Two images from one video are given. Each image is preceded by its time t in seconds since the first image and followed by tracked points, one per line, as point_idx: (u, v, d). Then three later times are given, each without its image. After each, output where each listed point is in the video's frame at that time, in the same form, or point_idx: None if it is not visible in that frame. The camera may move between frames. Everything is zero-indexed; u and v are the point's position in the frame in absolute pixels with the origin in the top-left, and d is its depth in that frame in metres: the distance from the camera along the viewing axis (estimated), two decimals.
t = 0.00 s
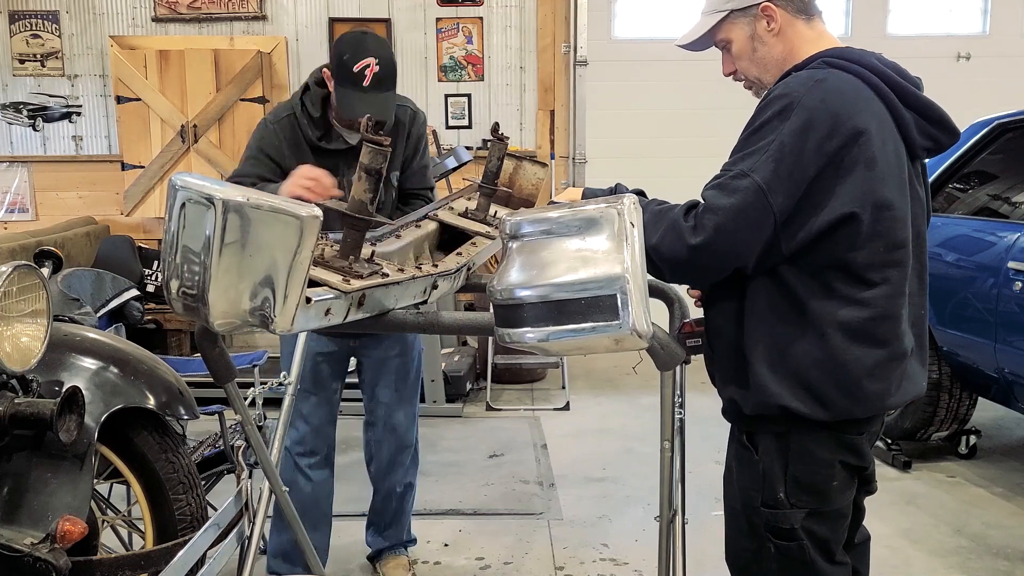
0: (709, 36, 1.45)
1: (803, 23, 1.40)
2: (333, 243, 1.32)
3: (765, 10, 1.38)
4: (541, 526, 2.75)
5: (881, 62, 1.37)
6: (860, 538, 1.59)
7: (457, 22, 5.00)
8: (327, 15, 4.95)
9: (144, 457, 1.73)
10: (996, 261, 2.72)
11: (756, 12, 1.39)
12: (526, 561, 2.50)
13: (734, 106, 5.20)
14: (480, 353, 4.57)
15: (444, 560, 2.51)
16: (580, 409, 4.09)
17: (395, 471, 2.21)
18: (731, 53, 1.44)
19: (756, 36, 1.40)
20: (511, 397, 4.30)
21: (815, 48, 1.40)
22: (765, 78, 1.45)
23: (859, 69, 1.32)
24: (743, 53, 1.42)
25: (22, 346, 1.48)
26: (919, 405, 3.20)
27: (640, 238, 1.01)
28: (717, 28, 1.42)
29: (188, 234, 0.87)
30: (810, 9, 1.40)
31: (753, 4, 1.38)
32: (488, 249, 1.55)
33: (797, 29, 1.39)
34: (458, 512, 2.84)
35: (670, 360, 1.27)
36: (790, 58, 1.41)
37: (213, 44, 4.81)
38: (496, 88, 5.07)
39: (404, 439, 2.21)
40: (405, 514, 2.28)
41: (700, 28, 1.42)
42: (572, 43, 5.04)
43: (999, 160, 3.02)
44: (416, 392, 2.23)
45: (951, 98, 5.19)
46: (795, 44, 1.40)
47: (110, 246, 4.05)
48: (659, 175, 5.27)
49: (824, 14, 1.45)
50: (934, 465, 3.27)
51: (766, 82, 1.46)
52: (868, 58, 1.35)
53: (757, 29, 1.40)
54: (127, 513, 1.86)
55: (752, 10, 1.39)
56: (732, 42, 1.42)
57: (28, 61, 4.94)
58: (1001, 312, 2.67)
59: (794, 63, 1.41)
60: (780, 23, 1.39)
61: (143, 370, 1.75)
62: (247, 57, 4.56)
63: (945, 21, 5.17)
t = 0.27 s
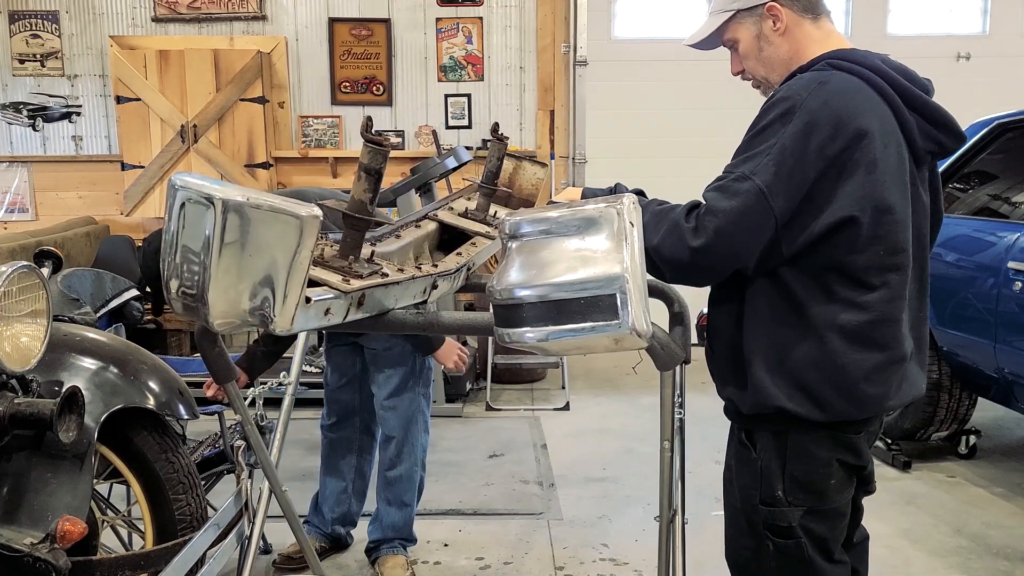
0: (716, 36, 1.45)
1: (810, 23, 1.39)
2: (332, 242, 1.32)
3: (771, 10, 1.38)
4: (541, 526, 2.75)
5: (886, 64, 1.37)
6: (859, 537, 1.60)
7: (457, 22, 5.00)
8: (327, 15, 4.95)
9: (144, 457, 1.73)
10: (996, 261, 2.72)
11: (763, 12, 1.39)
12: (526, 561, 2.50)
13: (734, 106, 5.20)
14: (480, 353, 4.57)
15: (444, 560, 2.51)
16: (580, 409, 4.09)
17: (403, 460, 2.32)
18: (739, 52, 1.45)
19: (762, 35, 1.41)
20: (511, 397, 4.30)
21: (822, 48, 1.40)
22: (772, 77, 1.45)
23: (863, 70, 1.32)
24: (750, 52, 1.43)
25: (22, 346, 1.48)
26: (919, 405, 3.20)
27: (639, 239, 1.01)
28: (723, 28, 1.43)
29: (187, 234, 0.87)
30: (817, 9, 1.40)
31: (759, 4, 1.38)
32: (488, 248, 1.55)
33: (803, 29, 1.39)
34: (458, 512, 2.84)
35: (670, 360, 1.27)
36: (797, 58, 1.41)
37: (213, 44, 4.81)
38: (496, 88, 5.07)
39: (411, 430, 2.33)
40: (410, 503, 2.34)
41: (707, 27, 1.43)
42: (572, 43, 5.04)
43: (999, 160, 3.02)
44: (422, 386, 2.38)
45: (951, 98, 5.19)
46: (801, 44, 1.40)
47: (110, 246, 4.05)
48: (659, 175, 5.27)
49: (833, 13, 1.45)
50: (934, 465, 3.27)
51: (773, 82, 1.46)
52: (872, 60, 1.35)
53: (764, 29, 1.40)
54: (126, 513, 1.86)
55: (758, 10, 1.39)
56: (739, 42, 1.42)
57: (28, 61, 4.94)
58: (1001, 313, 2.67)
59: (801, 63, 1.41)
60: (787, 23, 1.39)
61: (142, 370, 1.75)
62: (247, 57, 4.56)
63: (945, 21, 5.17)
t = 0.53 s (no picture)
0: (715, 37, 1.45)
1: (808, 24, 1.39)
2: (332, 243, 1.32)
3: (769, 10, 1.38)
4: (541, 525, 2.75)
5: (886, 64, 1.37)
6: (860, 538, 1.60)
7: (457, 22, 5.00)
8: (327, 15, 4.95)
9: (145, 457, 1.73)
10: (996, 261, 2.72)
11: (761, 13, 1.39)
12: (526, 561, 2.50)
13: (734, 106, 5.20)
14: (480, 353, 4.57)
15: (444, 560, 2.51)
16: (580, 409, 4.09)
17: (403, 462, 2.32)
18: (738, 53, 1.45)
19: (761, 36, 1.40)
20: (511, 397, 4.30)
21: (820, 48, 1.40)
22: (771, 78, 1.45)
23: (863, 69, 1.32)
24: (749, 53, 1.43)
25: (22, 346, 1.49)
26: (919, 404, 3.20)
27: (639, 239, 1.01)
28: (723, 29, 1.43)
29: (188, 234, 0.87)
30: (815, 9, 1.40)
31: (758, 5, 1.38)
32: (488, 248, 1.55)
33: (802, 29, 1.39)
34: (458, 512, 2.85)
35: (670, 359, 1.27)
36: (796, 58, 1.41)
37: (213, 44, 4.81)
38: (496, 88, 5.07)
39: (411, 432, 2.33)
40: (410, 505, 2.34)
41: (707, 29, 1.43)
42: (572, 43, 5.03)
43: (999, 160, 3.02)
44: (422, 389, 2.38)
45: (951, 98, 5.19)
46: (800, 44, 1.40)
47: (110, 246, 4.06)
48: (659, 175, 5.27)
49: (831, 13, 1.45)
50: (934, 465, 3.26)
51: (772, 82, 1.46)
52: (872, 58, 1.35)
53: (763, 30, 1.40)
54: (127, 513, 1.86)
55: (757, 11, 1.39)
56: (738, 42, 1.42)
57: (28, 61, 4.94)
58: (1001, 313, 2.67)
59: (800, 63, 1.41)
60: (785, 23, 1.39)
61: (142, 370, 1.76)
62: (247, 57, 4.56)
63: (945, 21, 5.17)
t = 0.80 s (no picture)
0: (721, 35, 1.45)
1: (815, 24, 1.39)
2: (332, 243, 1.32)
3: (775, 8, 1.38)
4: (541, 526, 2.75)
5: (888, 64, 1.37)
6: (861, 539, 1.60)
7: (457, 22, 5.00)
8: (327, 15, 4.95)
9: (144, 457, 1.73)
10: (996, 261, 2.72)
11: (767, 11, 1.39)
12: (526, 561, 2.50)
13: (734, 106, 5.20)
14: (480, 353, 4.57)
15: (444, 560, 2.51)
16: (580, 409, 4.09)
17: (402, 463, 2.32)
18: (743, 51, 1.45)
19: (767, 35, 1.41)
20: (511, 397, 4.30)
21: (826, 48, 1.40)
22: (776, 77, 1.45)
23: (864, 69, 1.32)
24: (754, 51, 1.43)
25: (22, 346, 1.49)
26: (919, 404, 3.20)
27: (639, 240, 1.01)
28: (729, 27, 1.43)
29: (187, 234, 0.87)
30: (822, 9, 1.40)
31: (764, 3, 1.38)
32: (488, 249, 1.55)
33: (808, 28, 1.39)
34: (458, 512, 2.85)
35: (669, 359, 1.27)
36: (802, 57, 1.40)
37: (213, 44, 4.81)
38: (496, 88, 5.07)
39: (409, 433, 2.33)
40: (410, 505, 2.34)
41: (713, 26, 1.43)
42: (572, 43, 5.03)
43: (999, 160, 3.02)
44: (420, 391, 2.38)
45: (951, 98, 5.19)
46: (806, 43, 1.40)
47: (110, 246, 4.06)
48: (659, 175, 5.27)
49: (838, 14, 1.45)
50: (934, 465, 3.26)
51: (778, 81, 1.46)
52: (874, 58, 1.35)
53: (768, 28, 1.40)
54: (127, 513, 1.86)
55: (763, 9, 1.39)
56: (743, 41, 1.43)
57: (28, 61, 4.94)
58: (1000, 312, 2.67)
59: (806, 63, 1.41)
60: (791, 22, 1.39)
61: (142, 370, 1.76)
62: (247, 57, 4.56)
63: (945, 21, 5.17)
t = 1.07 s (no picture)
0: (714, 34, 1.45)
1: (808, 23, 1.39)
2: (332, 243, 1.32)
3: (768, 8, 1.38)
4: (541, 526, 2.74)
5: (884, 65, 1.37)
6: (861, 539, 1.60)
7: (457, 22, 5.00)
8: (327, 15, 4.95)
9: (144, 457, 1.73)
10: (996, 261, 2.72)
11: (760, 11, 1.39)
12: (526, 561, 2.50)
13: (735, 106, 5.19)
14: (480, 353, 4.57)
15: (444, 560, 2.51)
16: (580, 409, 4.09)
17: (399, 466, 2.32)
18: (735, 50, 1.45)
19: (759, 34, 1.41)
20: (511, 397, 4.30)
21: (819, 47, 1.40)
22: (768, 77, 1.45)
23: (862, 70, 1.32)
24: (747, 51, 1.43)
25: (22, 346, 1.49)
26: (919, 405, 3.20)
27: (640, 239, 1.01)
28: (721, 26, 1.43)
29: (188, 234, 0.87)
30: (815, 9, 1.40)
31: (758, 3, 1.38)
32: (488, 249, 1.55)
33: (801, 28, 1.39)
34: (458, 512, 2.84)
35: (670, 360, 1.27)
36: (794, 57, 1.41)
37: (213, 44, 4.81)
38: (496, 88, 5.07)
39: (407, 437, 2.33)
40: (405, 510, 2.34)
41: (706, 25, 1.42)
42: (572, 43, 5.03)
43: (999, 160, 3.02)
44: (420, 394, 2.38)
45: (951, 98, 5.19)
46: (799, 43, 1.40)
47: (110, 246, 4.06)
48: (659, 175, 5.27)
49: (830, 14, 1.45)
50: (934, 465, 3.26)
51: (770, 81, 1.46)
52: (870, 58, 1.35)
53: (762, 28, 1.40)
54: (127, 513, 1.86)
55: (756, 8, 1.39)
56: (736, 40, 1.42)
57: (28, 61, 4.95)
58: (1001, 313, 2.67)
59: (799, 62, 1.41)
60: (784, 21, 1.39)
61: (142, 370, 1.76)
62: (247, 57, 4.56)
63: (945, 21, 5.17)
